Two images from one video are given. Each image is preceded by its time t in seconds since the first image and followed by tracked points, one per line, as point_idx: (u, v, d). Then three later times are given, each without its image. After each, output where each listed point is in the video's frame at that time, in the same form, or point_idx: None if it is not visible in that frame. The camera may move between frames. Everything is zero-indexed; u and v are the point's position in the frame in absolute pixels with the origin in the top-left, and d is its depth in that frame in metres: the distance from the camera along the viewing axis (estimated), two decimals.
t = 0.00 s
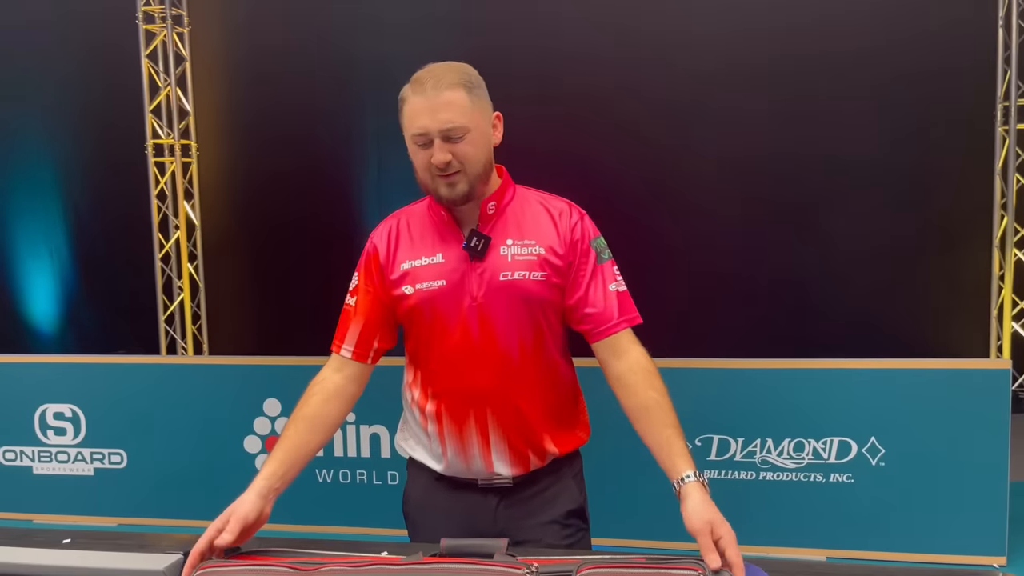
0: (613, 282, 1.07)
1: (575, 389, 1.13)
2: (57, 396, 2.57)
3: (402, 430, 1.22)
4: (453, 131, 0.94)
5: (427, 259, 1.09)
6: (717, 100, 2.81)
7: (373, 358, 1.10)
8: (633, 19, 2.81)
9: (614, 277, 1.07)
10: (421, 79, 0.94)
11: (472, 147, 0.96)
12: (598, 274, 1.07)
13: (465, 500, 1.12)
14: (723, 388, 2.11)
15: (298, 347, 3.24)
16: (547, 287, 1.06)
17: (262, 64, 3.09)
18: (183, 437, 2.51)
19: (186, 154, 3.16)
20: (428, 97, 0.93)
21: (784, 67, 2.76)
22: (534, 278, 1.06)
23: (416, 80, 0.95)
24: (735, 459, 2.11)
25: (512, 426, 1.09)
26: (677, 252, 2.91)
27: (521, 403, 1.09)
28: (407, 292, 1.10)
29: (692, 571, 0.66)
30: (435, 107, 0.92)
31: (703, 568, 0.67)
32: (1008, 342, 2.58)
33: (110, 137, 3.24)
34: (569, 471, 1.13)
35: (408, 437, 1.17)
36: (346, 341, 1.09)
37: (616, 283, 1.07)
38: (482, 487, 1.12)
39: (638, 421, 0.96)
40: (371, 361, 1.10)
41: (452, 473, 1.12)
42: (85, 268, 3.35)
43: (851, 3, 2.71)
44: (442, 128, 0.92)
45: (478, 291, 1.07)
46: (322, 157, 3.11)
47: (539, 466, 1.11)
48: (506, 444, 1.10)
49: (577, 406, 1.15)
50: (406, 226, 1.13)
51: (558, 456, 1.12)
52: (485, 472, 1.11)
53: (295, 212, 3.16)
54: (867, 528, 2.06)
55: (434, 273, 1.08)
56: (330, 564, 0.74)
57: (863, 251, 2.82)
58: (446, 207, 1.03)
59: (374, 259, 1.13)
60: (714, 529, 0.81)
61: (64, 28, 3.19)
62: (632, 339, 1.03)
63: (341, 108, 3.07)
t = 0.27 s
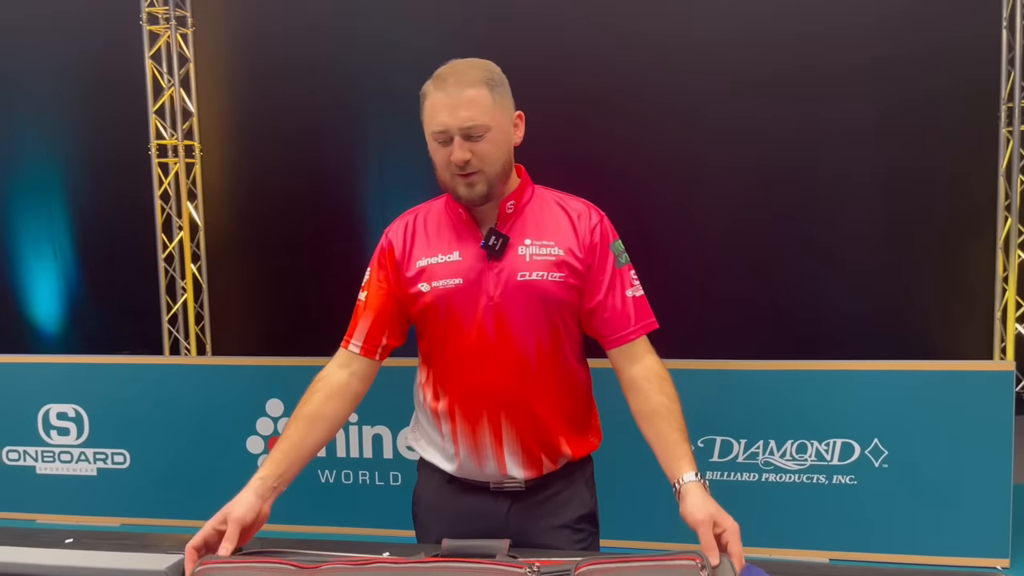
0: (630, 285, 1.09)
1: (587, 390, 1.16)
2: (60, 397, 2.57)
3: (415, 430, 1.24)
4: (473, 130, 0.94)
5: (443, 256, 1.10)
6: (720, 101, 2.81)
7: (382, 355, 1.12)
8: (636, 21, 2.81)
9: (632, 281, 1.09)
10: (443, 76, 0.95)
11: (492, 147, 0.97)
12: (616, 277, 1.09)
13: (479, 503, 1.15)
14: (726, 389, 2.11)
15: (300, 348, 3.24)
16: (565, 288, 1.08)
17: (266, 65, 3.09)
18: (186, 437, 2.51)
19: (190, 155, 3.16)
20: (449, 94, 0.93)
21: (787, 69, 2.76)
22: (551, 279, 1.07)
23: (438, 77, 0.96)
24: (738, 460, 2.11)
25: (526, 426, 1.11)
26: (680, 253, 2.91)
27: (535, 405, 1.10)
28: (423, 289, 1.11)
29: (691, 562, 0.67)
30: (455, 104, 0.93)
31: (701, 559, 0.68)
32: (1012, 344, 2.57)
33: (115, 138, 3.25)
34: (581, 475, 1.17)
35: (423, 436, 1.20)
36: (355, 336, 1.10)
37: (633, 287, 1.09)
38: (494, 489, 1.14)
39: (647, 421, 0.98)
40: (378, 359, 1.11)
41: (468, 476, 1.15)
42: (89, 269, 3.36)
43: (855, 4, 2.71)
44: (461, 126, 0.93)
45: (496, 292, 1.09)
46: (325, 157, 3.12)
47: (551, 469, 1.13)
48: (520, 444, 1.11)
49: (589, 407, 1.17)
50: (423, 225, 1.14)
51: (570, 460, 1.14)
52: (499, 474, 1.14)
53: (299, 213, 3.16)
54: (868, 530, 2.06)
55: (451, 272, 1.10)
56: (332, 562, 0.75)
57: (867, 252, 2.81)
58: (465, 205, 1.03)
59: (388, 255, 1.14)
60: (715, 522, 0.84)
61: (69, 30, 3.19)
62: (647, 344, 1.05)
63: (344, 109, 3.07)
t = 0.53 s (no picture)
0: (642, 290, 1.16)
1: (598, 396, 1.20)
2: (65, 396, 2.58)
3: (424, 433, 1.28)
4: (492, 129, 0.97)
5: (458, 257, 1.15)
6: (723, 103, 2.81)
7: (392, 357, 1.17)
8: (639, 22, 2.82)
9: (643, 286, 1.17)
10: (462, 74, 0.98)
11: (509, 146, 1.00)
12: (628, 281, 1.15)
13: (491, 505, 1.19)
14: (727, 388, 2.10)
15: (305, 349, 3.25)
16: (579, 290, 1.12)
17: (271, 65, 3.10)
18: (190, 437, 2.52)
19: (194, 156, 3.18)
20: (467, 92, 0.96)
21: (791, 71, 2.76)
22: (567, 280, 1.12)
23: (457, 75, 0.99)
24: (741, 462, 2.10)
25: (537, 423, 1.14)
26: (684, 254, 2.91)
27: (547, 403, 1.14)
28: (436, 288, 1.15)
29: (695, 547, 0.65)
30: (474, 103, 0.96)
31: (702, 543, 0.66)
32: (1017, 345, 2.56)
33: (119, 138, 3.26)
34: (590, 478, 1.21)
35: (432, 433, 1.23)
36: (366, 338, 1.14)
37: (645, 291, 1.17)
38: (502, 492, 1.18)
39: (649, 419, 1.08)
40: (389, 361, 1.16)
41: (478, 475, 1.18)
42: (93, 269, 3.37)
43: (859, 4, 2.70)
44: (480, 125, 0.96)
45: (510, 291, 1.12)
46: (329, 157, 3.12)
47: (561, 473, 1.18)
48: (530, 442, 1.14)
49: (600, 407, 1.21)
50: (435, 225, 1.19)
51: (580, 465, 1.19)
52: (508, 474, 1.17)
53: (303, 215, 3.17)
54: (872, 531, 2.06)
55: (465, 273, 1.14)
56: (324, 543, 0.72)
57: (871, 254, 2.81)
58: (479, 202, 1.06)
59: (401, 255, 1.18)
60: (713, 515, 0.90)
61: (74, 30, 3.21)
62: (656, 350, 1.14)
63: (349, 109, 3.08)
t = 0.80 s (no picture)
0: (651, 294, 1.33)
1: (606, 391, 1.36)
2: (72, 396, 2.62)
3: (435, 430, 1.46)
4: (497, 126, 1.13)
5: (471, 258, 1.32)
6: (724, 106, 2.80)
7: (403, 355, 1.33)
8: (640, 25, 2.82)
9: (651, 289, 1.33)
10: (461, 82, 1.14)
11: (517, 139, 1.15)
12: (635, 283, 1.31)
13: (507, 505, 1.36)
14: (729, 390, 2.32)
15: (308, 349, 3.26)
16: (589, 292, 1.28)
17: (277, 66, 3.11)
18: (196, 437, 2.53)
19: (199, 156, 3.20)
20: (468, 96, 1.12)
21: (792, 73, 2.76)
22: (577, 282, 1.28)
23: (457, 83, 1.15)
24: (747, 462, 2.31)
25: (543, 409, 1.30)
26: (687, 256, 2.91)
27: (552, 390, 1.29)
28: (448, 288, 1.32)
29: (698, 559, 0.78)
30: (476, 104, 1.12)
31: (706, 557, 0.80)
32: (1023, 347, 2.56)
33: (124, 138, 3.28)
34: (597, 479, 1.38)
35: (442, 433, 1.41)
36: (379, 337, 1.31)
37: (653, 295, 1.33)
38: (509, 491, 1.35)
39: (657, 432, 1.21)
40: (401, 358, 1.32)
41: (491, 478, 1.35)
42: (99, 269, 3.38)
43: (865, 5, 2.70)
44: (485, 123, 1.12)
45: (522, 293, 1.29)
46: (335, 157, 3.13)
47: (568, 474, 1.34)
48: (535, 426, 1.30)
49: (608, 400, 1.37)
50: (452, 230, 1.36)
51: (588, 463, 1.35)
52: (517, 476, 1.34)
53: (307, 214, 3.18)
54: (869, 524, 2.25)
55: (477, 272, 1.31)
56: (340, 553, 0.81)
57: (877, 256, 2.80)
58: (497, 201, 1.22)
59: (415, 255, 1.36)
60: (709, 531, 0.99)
61: (81, 31, 3.22)
62: (660, 354, 1.29)
63: (355, 110, 3.09)
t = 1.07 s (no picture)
0: (653, 293, 1.35)
1: (610, 392, 1.36)
2: (78, 396, 2.63)
3: (439, 430, 1.47)
4: (488, 132, 1.18)
5: (471, 261, 1.34)
6: (729, 107, 2.80)
7: (417, 359, 1.41)
8: (645, 26, 2.81)
9: (654, 289, 1.35)
10: (457, 88, 1.20)
11: (508, 146, 1.20)
12: (635, 283, 1.32)
13: (512, 505, 1.37)
14: (735, 392, 2.31)
15: (313, 350, 3.26)
16: (589, 292, 1.29)
17: (282, 67, 3.12)
18: (201, 437, 2.54)
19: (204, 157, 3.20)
20: (462, 103, 1.19)
21: (798, 75, 2.75)
22: (576, 283, 1.29)
23: (454, 90, 1.21)
24: (751, 464, 2.32)
25: (543, 410, 1.31)
26: (691, 257, 2.91)
27: (553, 390, 1.30)
28: (448, 291, 1.34)
29: (703, 564, 0.86)
30: (469, 111, 1.18)
31: (712, 562, 0.87)
32: None
33: (129, 139, 3.29)
34: (601, 480, 1.38)
35: (446, 434, 1.42)
36: (393, 344, 1.40)
37: (654, 294, 1.35)
38: (513, 492, 1.36)
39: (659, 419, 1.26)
40: (416, 361, 1.41)
41: (496, 478, 1.36)
42: (104, 269, 3.40)
43: (872, 4, 2.68)
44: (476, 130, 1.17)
45: (521, 295, 1.30)
46: (340, 158, 3.14)
47: (572, 474, 1.34)
48: (536, 425, 1.31)
49: (610, 400, 1.38)
50: (453, 233, 1.39)
51: (592, 463, 1.35)
52: (520, 475, 1.34)
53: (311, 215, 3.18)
54: (876, 526, 2.25)
55: (476, 274, 1.32)
56: (344, 562, 0.90)
57: (882, 257, 2.79)
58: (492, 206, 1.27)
59: (417, 261, 1.39)
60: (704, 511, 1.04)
61: (88, 32, 3.24)
62: (666, 349, 1.33)
63: (360, 111, 3.09)
